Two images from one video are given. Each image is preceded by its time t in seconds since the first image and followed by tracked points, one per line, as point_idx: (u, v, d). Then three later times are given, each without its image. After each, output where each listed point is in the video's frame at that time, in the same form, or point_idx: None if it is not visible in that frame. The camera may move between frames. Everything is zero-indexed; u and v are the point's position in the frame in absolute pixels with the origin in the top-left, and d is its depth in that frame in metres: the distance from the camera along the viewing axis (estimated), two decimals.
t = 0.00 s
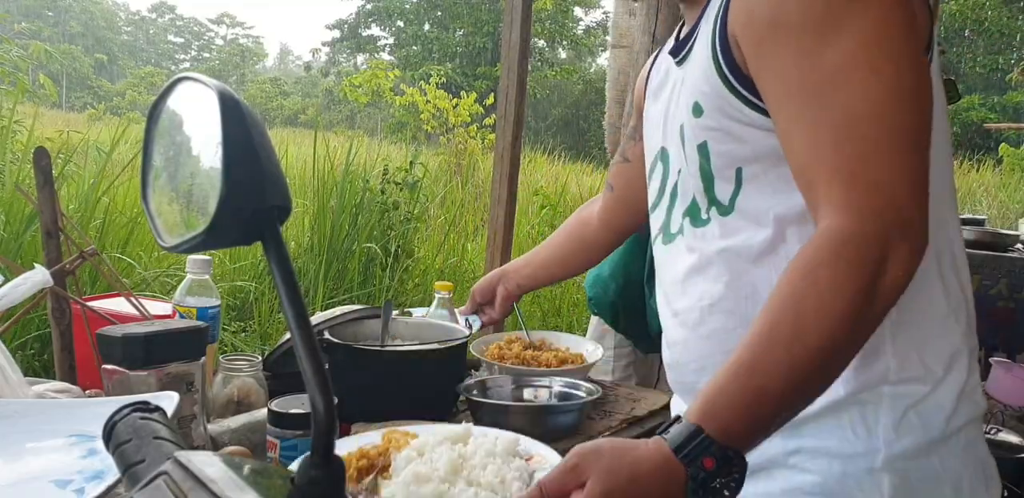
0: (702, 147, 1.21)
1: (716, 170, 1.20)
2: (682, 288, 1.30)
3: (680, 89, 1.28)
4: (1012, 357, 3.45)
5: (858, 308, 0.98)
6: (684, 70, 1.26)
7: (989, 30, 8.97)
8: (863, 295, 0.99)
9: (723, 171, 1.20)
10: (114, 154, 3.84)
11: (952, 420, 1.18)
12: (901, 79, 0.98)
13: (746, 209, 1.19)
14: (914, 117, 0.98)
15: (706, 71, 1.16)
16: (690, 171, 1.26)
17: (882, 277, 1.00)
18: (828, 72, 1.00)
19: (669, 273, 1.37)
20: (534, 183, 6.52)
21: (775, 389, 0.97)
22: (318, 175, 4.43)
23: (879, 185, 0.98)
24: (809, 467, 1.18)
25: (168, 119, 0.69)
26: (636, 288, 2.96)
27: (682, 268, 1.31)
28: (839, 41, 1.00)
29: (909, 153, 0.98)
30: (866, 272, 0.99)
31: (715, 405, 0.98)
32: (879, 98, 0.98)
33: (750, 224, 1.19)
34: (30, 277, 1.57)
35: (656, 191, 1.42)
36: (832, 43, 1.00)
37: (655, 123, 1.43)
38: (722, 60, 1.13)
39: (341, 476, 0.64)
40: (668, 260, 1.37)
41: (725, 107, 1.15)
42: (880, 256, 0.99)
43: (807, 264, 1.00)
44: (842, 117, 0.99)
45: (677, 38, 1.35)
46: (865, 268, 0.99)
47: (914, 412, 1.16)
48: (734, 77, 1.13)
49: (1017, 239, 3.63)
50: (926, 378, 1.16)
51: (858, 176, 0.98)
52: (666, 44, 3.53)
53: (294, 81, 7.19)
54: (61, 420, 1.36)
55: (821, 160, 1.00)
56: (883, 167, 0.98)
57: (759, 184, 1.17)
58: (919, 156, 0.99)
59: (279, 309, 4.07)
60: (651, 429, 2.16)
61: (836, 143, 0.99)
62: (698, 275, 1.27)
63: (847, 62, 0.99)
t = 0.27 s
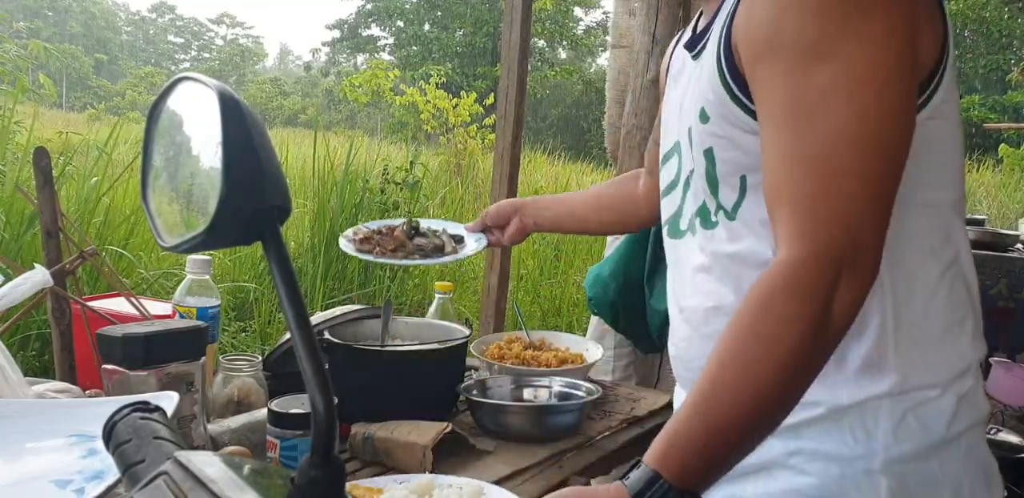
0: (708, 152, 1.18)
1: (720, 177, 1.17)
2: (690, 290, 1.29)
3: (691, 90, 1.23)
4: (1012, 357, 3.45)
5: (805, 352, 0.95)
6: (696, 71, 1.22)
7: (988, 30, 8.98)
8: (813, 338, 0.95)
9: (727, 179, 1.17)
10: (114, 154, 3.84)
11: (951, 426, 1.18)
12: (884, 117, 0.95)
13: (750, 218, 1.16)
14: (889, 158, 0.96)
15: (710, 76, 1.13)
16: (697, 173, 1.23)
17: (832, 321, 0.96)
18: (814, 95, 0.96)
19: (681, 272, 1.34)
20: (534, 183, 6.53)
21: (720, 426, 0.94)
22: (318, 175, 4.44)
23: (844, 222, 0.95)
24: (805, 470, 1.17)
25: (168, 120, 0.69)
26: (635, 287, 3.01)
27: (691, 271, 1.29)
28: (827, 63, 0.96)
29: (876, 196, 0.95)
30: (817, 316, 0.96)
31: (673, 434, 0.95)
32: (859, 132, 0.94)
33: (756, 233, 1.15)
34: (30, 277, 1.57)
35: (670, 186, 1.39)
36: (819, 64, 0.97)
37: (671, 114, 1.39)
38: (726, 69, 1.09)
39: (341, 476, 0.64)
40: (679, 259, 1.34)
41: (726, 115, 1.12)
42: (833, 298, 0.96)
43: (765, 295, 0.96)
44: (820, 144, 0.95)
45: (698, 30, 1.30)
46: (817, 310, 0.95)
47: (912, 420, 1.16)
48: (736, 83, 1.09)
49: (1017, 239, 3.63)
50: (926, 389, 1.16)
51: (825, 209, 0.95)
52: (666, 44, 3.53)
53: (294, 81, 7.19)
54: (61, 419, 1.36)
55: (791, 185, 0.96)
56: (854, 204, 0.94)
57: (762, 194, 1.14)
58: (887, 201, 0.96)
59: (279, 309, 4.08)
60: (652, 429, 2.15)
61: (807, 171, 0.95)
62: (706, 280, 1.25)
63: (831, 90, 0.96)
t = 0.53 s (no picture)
0: (728, 157, 1.19)
1: (741, 185, 1.18)
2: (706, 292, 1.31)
3: (714, 88, 1.22)
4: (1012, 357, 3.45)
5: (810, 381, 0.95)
6: (720, 69, 1.20)
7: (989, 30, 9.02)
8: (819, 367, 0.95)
9: (747, 187, 1.18)
10: (114, 154, 3.84)
11: (970, 450, 1.20)
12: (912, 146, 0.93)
13: (771, 226, 1.17)
14: (916, 189, 0.94)
15: (737, 79, 1.12)
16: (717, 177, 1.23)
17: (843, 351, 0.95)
18: (840, 117, 0.95)
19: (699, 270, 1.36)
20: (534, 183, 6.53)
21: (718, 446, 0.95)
22: (318, 175, 4.43)
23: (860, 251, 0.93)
24: (821, 490, 1.19)
25: (168, 120, 0.69)
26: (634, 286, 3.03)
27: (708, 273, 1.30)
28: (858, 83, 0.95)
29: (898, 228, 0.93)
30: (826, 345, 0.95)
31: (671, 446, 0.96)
32: (884, 161, 0.93)
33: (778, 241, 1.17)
34: (30, 277, 1.57)
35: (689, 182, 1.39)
36: (851, 84, 0.96)
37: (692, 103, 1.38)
38: (756, 76, 1.08)
39: (341, 476, 0.64)
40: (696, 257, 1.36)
41: (751, 122, 1.12)
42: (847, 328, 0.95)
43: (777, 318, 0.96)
44: (841, 167, 0.94)
45: (723, 17, 1.27)
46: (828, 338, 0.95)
47: (931, 445, 1.17)
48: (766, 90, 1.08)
49: (1018, 239, 3.62)
50: (946, 415, 1.17)
51: (842, 235, 0.93)
52: (666, 44, 3.53)
53: (294, 81, 7.19)
54: (61, 419, 1.36)
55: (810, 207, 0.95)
56: (874, 233, 0.93)
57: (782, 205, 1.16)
58: (910, 233, 0.94)
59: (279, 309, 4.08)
60: (652, 429, 2.15)
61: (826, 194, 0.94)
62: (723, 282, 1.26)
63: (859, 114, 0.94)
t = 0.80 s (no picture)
0: (781, 161, 1.19)
1: (794, 192, 1.19)
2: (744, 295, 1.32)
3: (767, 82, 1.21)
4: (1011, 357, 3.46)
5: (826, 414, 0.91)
6: (773, 63, 1.20)
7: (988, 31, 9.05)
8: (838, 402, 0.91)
9: (801, 195, 1.18)
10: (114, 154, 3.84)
11: None
12: (968, 177, 0.87)
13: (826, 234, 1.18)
14: (968, 227, 0.87)
15: (799, 81, 1.12)
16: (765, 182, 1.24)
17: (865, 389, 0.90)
18: (898, 134, 0.89)
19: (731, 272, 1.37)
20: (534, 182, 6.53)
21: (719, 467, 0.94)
22: (318, 175, 4.43)
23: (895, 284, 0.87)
24: None
25: (168, 119, 0.69)
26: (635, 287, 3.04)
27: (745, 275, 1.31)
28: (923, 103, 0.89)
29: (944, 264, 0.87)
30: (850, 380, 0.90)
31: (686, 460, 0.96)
32: (935, 189, 0.86)
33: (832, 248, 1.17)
34: (30, 277, 1.57)
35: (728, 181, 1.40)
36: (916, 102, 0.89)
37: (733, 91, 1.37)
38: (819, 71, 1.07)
39: (341, 476, 0.64)
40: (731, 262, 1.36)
41: (812, 128, 1.13)
42: (869, 363, 0.89)
43: (803, 342, 0.91)
44: (886, 190, 0.88)
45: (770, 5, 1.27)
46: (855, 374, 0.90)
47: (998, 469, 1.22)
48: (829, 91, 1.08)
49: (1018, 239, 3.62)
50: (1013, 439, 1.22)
51: (884, 264, 0.87)
52: (666, 44, 3.52)
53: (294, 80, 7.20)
54: (61, 419, 1.36)
55: (849, 224, 0.89)
56: (918, 264, 0.86)
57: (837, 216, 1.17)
58: (955, 274, 0.87)
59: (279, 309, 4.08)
60: (652, 429, 2.16)
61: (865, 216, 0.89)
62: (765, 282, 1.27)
63: (914, 139, 0.88)
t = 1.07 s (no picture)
0: (828, 176, 1.21)
1: (840, 208, 1.21)
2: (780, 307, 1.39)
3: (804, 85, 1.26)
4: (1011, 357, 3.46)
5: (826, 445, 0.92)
6: (810, 66, 1.24)
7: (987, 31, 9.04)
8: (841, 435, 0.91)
9: (847, 213, 1.21)
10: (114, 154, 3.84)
11: None
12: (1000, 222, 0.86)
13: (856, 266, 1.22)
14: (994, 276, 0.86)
15: (845, 95, 1.13)
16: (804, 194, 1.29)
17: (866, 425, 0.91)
18: (939, 152, 0.89)
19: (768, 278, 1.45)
20: (535, 182, 6.53)
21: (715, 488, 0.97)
22: (318, 175, 4.43)
23: (913, 322, 0.86)
24: None
25: (168, 120, 0.69)
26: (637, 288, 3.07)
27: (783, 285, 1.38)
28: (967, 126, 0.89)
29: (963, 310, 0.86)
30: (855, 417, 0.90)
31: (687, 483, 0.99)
32: (973, 215, 0.86)
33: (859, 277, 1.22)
34: (30, 277, 1.57)
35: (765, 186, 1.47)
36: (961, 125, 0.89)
37: (766, 91, 1.43)
38: (864, 75, 1.07)
39: (341, 476, 0.64)
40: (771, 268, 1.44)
41: (859, 143, 1.14)
42: (881, 396, 0.89)
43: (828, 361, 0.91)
44: (915, 214, 0.88)
45: (803, 3, 1.32)
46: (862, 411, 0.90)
47: None
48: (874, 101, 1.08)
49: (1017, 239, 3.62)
50: None
51: (903, 302, 0.87)
52: (666, 44, 3.52)
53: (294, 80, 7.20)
54: (61, 419, 1.36)
55: (879, 237, 0.89)
56: (940, 307, 0.86)
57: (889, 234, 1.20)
58: (983, 308, 0.86)
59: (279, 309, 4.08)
60: (652, 429, 2.16)
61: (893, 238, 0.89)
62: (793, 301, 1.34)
63: (950, 173, 0.88)
